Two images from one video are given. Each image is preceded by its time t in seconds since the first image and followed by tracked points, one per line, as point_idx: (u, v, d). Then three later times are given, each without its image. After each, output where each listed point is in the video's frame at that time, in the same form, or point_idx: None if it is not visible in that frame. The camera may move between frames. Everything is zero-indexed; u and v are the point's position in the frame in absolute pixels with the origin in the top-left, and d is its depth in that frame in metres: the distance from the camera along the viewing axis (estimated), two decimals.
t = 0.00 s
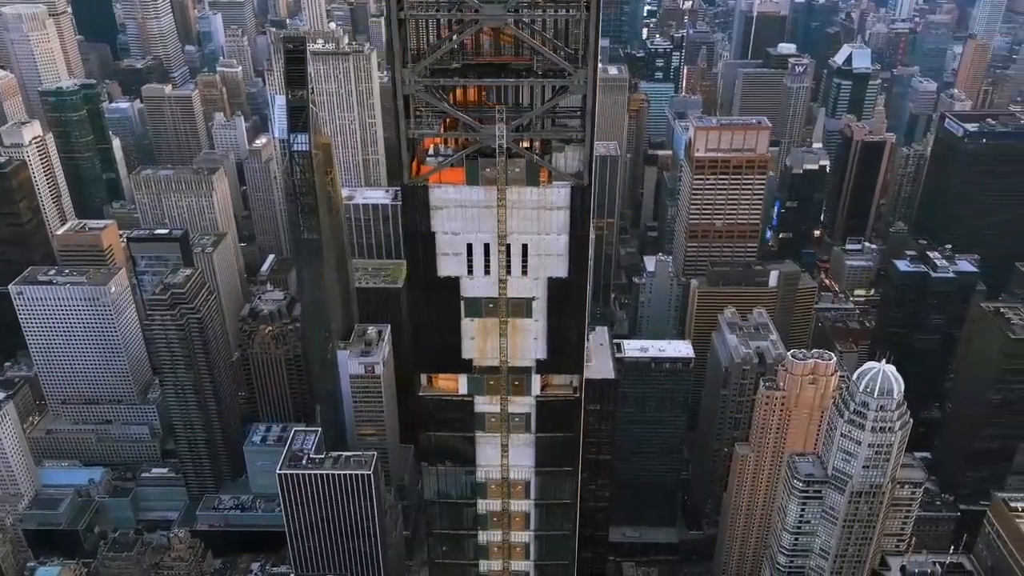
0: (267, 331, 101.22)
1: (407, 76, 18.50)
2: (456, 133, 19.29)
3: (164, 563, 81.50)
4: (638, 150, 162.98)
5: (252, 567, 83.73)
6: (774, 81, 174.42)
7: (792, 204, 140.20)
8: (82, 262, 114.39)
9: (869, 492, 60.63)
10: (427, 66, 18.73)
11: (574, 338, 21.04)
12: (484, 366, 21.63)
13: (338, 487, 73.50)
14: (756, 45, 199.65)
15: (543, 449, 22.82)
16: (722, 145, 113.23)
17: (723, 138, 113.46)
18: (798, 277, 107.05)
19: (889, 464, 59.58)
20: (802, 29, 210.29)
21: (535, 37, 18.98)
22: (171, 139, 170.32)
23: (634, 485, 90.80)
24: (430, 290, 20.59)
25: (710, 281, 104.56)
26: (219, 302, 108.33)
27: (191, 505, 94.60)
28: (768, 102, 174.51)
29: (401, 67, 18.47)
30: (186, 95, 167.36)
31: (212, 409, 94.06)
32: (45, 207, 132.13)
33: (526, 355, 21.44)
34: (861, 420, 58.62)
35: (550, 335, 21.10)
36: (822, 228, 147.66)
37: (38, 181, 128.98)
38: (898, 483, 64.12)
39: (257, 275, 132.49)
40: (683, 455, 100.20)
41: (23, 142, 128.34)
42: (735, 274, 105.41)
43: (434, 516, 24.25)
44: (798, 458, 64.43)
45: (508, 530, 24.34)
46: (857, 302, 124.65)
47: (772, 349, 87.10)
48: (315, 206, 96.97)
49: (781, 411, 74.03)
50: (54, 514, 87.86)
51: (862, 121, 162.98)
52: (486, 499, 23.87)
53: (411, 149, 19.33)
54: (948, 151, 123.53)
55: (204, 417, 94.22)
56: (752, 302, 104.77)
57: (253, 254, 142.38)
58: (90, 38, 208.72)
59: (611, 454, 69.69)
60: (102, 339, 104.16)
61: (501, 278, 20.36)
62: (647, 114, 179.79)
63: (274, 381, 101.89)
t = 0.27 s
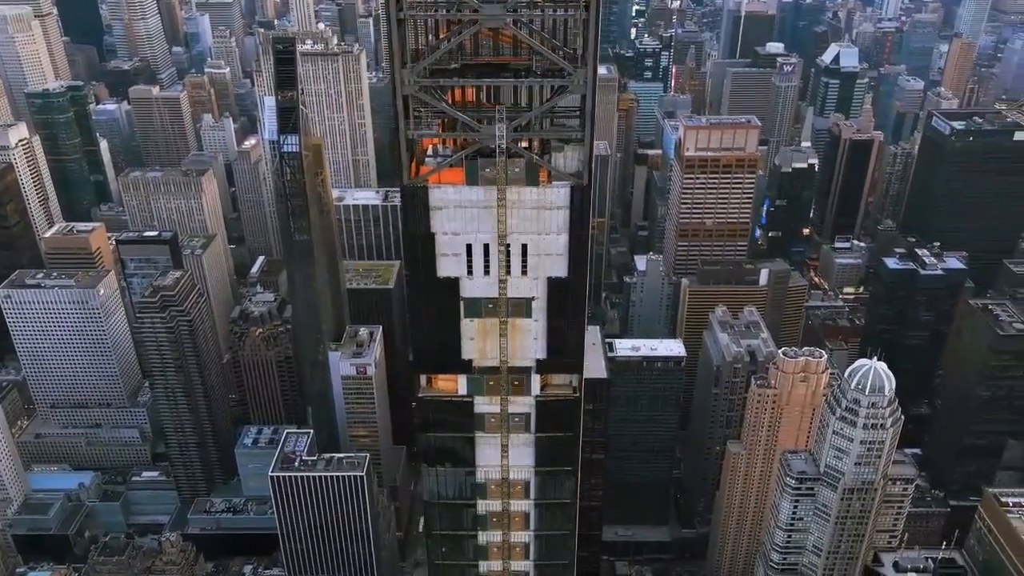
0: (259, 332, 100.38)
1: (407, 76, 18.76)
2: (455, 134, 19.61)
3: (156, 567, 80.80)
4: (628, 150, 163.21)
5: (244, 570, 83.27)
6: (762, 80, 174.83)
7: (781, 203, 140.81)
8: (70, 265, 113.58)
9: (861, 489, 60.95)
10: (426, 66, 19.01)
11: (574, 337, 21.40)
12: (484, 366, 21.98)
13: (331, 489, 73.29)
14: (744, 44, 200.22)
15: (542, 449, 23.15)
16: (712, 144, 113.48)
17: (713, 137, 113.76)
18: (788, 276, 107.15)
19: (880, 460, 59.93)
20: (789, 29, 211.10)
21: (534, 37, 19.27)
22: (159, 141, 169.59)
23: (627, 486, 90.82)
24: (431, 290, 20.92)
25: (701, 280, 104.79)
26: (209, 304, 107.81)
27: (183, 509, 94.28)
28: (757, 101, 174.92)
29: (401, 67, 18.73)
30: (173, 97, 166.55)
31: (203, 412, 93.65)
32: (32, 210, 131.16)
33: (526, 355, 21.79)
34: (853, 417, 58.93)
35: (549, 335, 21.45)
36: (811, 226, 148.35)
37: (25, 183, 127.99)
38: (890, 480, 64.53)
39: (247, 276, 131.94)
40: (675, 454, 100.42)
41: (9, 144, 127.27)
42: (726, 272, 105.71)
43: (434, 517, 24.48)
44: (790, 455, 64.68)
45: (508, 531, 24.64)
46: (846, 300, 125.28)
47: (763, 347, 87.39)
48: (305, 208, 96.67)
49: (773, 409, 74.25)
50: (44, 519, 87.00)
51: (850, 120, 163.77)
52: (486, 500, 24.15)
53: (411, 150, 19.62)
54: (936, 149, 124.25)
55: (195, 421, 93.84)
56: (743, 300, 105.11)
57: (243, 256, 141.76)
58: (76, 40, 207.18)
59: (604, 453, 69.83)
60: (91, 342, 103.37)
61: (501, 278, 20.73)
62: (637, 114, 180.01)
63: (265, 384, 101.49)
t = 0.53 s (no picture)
0: (245, 335, 99.21)
1: (406, 77, 18.93)
2: (453, 135, 19.78)
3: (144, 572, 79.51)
4: (614, 149, 163.55)
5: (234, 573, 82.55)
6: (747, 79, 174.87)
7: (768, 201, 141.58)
8: (54, 269, 112.51)
9: (851, 485, 61.34)
10: (425, 66, 19.18)
11: (573, 336, 21.68)
12: (482, 367, 22.25)
13: (322, 491, 73.04)
14: (729, 43, 201.19)
15: (541, 448, 23.43)
16: (699, 143, 113.86)
17: (699, 136, 114.21)
18: (775, 274, 107.68)
19: (870, 456, 60.36)
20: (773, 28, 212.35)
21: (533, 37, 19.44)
22: (143, 143, 168.14)
23: (617, 485, 90.87)
24: (430, 290, 21.12)
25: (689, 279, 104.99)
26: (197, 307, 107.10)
27: (171, 513, 93.82)
28: (742, 100, 175.20)
29: (401, 67, 18.90)
30: (158, 99, 165.51)
31: (191, 415, 93.16)
32: (16, 213, 129.87)
33: (525, 355, 22.07)
34: (842, 414, 59.29)
35: (548, 335, 21.74)
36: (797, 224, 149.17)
37: (7, 187, 126.68)
38: (879, 475, 65.00)
39: (234, 279, 131.17)
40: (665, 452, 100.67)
41: None
42: (713, 271, 106.09)
43: (433, 519, 24.71)
44: (780, 452, 64.97)
45: (507, 531, 24.91)
46: (833, 297, 126.08)
47: (752, 345, 87.74)
48: (293, 209, 96.22)
49: (762, 406, 74.51)
50: (31, 526, 86.08)
51: (834, 118, 164.90)
52: (485, 500, 24.41)
53: (410, 150, 19.77)
54: (920, 147, 125.34)
55: (183, 424, 93.26)
56: (730, 298, 105.58)
57: (229, 258, 140.97)
58: (56, 40, 203.44)
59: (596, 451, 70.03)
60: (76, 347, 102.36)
61: (500, 278, 20.98)
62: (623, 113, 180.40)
63: (253, 386, 100.87)
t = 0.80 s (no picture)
0: (236, 337, 98.33)
1: (406, 78, 19.16)
2: (453, 136, 20.00)
3: None
4: (603, 149, 163.73)
5: None
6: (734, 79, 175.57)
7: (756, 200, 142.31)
8: (41, 272, 111.57)
9: (842, 482, 61.60)
10: (425, 67, 19.41)
11: (573, 336, 21.83)
12: (482, 368, 22.39)
13: (314, 494, 72.80)
14: (716, 43, 201.82)
15: (542, 449, 23.54)
16: (688, 142, 114.37)
17: (688, 136, 114.75)
18: (764, 272, 108.19)
19: (861, 453, 60.65)
20: (760, 27, 213.28)
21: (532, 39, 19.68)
22: (129, 145, 166.97)
23: (609, 484, 91.02)
24: (430, 290, 21.26)
25: (679, 278, 105.30)
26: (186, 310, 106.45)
27: (161, 518, 92.97)
28: (729, 99, 175.87)
29: (401, 68, 19.12)
30: (144, 100, 164.48)
31: (181, 418, 92.64)
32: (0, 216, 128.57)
33: (525, 355, 22.20)
34: (833, 411, 59.56)
35: (547, 335, 21.87)
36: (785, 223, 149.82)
37: None
38: (870, 472, 65.36)
39: (222, 281, 130.44)
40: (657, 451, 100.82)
41: None
42: (703, 270, 106.46)
43: (434, 521, 24.81)
44: (772, 450, 65.19)
45: (507, 532, 25.01)
46: (821, 295, 126.70)
47: (742, 344, 88.11)
48: (283, 211, 95.88)
49: (753, 404, 74.83)
50: (20, 531, 85.30)
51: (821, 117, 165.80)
52: (485, 501, 24.52)
53: (410, 151, 19.98)
54: (906, 145, 126.21)
55: (173, 428, 92.64)
56: (720, 297, 105.94)
57: (217, 261, 140.17)
58: (41, 42, 201.97)
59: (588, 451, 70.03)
60: (64, 351, 101.50)
61: (500, 279, 21.13)
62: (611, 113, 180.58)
63: (243, 389, 100.43)
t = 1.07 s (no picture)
0: (226, 339, 98.54)
1: (406, 79, 19.18)
2: (453, 136, 20.04)
3: None
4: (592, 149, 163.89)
5: None
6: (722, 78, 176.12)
7: (745, 198, 142.86)
8: (28, 275, 110.66)
9: (835, 479, 61.84)
10: (425, 67, 19.44)
11: (572, 336, 21.91)
12: (482, 368, 22.44)
13: (307, 496, 72.52)
14: (704, 42, 202.41)
15: (542, 449, 23.61)
16: (677, 141, 114.55)
17: (677, 135, 115.01)
18: (755, 271, 108.34)
19: (853, 450, 60.97)
20: (748, 27, 213.92)
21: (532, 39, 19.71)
22: (116, 148, 165.89)
23: (602, 484, 91.10)
24: (430, 291, 21.31)
25: (670, 277, 105.53)
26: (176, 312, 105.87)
27: (152, 522, 92.51)
28: (718, 99, 176.41)
29: (401, 68, 19.14)
30: (131, 102, 163.63)
31: (172, 421, 92.12)
32: None
33: (525, 356, 22.23)
34: (826, 409, 59.80)
35: (547, 336, 21.93)
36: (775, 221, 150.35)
37: None
38: (862, 469, 65.72)
39: (212, 283, 129.81)
40: (649, 450, 100.94)
41: None
42: (694, 268, 106.72)
43: (434, 521, 24.89)
44: (765, 448, 65.40)
45: (507, 533, 25.06)
46: (810, 293, 127.29)
47: (733, 342, 88.36)
48: (273, 212, 95.54)
49: (745, 402, 75.06)
50: (8, 537, 83.97)
51: (809, 116, 166.57)
52: (486, 502, 24.60)
53: (410, 151, 20.01)
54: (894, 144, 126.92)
55: (164, 431, 92.19)
56: (711, 296, 106.27)
57: (206, 263, 139.45)
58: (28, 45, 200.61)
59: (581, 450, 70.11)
60: (52, 356, 101.03)
61: (501, 279, 21.16)
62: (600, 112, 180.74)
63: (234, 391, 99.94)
